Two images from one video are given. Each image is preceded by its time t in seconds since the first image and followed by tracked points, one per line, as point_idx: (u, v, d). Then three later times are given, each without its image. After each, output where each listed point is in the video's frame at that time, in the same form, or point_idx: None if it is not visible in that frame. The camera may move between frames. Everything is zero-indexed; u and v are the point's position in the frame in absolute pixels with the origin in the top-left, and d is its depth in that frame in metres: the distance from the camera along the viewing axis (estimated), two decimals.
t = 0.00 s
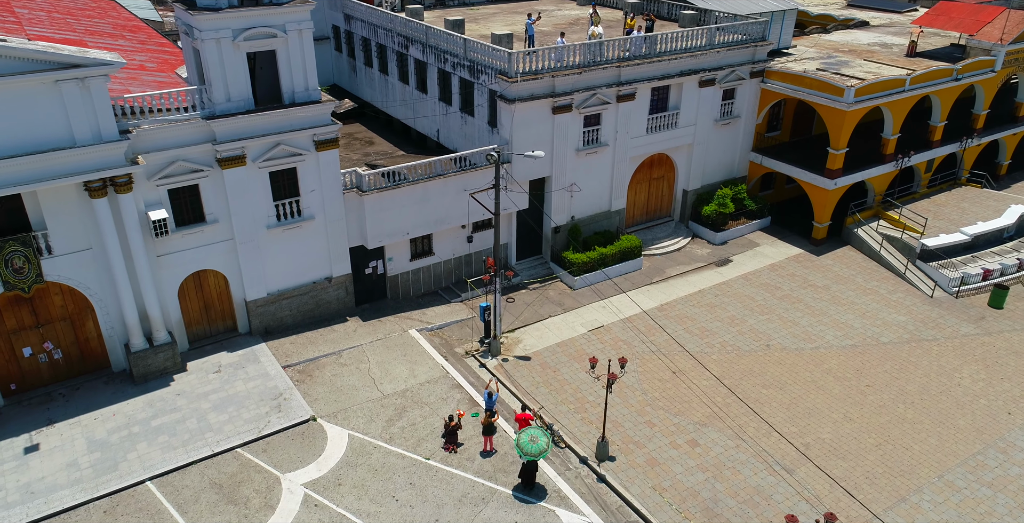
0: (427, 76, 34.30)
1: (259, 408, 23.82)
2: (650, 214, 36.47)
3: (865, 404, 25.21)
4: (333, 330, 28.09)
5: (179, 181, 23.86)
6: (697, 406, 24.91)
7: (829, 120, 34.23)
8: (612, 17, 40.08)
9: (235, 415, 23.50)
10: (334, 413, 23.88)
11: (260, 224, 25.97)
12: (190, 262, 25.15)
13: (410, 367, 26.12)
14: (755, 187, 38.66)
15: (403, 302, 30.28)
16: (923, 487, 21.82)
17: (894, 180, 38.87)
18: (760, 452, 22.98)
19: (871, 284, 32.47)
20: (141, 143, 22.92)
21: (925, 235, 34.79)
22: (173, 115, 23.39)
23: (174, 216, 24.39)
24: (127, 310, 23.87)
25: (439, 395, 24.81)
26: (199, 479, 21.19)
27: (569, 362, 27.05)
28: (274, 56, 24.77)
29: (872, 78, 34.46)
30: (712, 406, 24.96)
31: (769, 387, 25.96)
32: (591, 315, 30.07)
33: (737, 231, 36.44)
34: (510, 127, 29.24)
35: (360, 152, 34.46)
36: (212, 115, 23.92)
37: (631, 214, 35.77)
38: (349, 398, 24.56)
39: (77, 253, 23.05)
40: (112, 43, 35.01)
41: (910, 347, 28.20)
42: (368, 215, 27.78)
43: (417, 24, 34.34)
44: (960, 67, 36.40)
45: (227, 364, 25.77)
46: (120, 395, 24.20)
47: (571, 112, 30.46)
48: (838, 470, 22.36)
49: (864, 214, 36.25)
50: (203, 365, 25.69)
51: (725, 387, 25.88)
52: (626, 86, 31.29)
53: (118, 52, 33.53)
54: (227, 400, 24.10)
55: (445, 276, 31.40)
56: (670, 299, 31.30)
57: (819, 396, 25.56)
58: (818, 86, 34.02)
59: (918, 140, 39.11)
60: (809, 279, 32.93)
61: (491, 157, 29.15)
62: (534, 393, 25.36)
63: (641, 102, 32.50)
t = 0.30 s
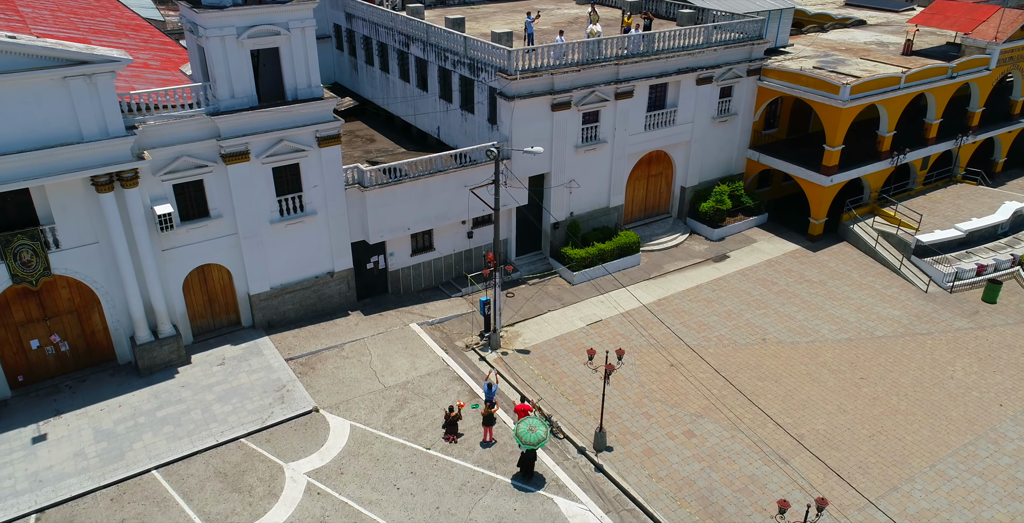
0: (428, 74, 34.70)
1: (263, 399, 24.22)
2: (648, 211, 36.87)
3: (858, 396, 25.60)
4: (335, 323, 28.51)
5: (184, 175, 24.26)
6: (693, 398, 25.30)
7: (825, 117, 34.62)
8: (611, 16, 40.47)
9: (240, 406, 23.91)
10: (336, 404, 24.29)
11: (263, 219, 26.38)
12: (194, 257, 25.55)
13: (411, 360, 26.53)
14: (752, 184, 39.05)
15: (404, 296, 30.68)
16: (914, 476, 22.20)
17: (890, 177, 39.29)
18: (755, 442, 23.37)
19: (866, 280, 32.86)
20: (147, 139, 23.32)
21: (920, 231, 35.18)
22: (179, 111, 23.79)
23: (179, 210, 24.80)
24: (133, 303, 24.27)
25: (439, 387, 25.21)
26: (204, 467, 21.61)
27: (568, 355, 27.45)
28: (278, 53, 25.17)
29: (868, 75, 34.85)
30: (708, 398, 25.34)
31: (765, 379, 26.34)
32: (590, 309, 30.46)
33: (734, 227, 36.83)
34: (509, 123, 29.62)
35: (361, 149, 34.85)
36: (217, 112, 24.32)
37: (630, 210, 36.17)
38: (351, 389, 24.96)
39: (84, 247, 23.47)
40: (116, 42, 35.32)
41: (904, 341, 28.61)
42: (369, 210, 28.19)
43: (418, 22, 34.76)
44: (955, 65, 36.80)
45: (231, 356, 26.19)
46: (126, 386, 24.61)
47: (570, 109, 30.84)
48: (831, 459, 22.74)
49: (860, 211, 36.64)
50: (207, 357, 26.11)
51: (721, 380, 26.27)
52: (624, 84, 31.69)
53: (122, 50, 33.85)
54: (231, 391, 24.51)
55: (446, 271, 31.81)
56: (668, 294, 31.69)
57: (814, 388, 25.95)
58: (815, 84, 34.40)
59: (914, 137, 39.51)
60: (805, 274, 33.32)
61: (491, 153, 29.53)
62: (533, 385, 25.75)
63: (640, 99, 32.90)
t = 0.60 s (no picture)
0: (428, 71, 35.12)
1: (265, 391, 24.62)
2: (645, 207, 37.28)
3: (851, 388, 26.01)
4: (336, 317, 28.93)
5: (188, 170, 24.65)
6: (689, 390, 25.70)
7: (820, 114, 35.01)
8: (609, 15, 40.90)
9: (243, 397, 24.33)
10: (337, 395, 24.71)
11: (266, 214, 26.80)
12: (197, 251, 25.96)
13: (411, 352, 26.95)
14: (749, 181, 39.47)
15: (404, 291, 31.10)
16: (905, 465, 22.61)
17: (885, 174, 39.72)
18: (749, 433, 23.76)
19: (860, 275, 33.25)
20: (151, 134, 23.71)
21: (914, 227, 35.58)
22: (182, 107, 24.19)
23: (183, 205, 25.21)
24: (138, 296, 24.68)
25: (439, 379, 25.61)
26: (208, 456, 22.02)
27: (565, 347, 27.86)
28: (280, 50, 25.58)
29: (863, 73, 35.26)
30: (703, 390, 25.75)
31: (759, 372, 26.74)
32: (588, 303, 30.87)
33: (731, 224, 37.24)
34: (508, 120, 30.02)
35: (362, 147, 35.26)
36: (220, 108, 24.70)
37: (627, 207, 36.58)
38: (352, 381, 25.37)
39: (89, 241, 23.87)
40: (119, 40, 35.64)
41: (897, 334, 29.01)
42: (370, 205, 28.60)
43: (418, 21, 35.19)
44: (949, 63, 37.19)
45: (234, 349, 26.60)
46: (131, 378, 25.02)
47: (568, 106, 31.25)
48: (824, 449, 23.15)
49: (855, 207, 37.04)
50: (211, 350, 26.53)
51: (716, 372, 26.66)
52: (622, 81, 32.09)
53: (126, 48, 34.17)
54: (234, 383, 24.92)
55: (446, 267, 32.22)
56: (664, 288, 32.09)
57: (807, 380, 26.35)
58: (810, 82, 34.79)
59: (909, 135, 39.92)
60: (801, 269, 33.72)
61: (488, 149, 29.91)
62: (532, 377, 26.16)
63: (637, 96, 33.32)
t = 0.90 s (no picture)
0: (428, 69, 35.51)
1: (267, 382, 25.02)
2: (643, 204, 37.67)
3: (845, 380, 26.39)
4: (337, 311, 29.33)
5: (191, 165, 25.04)
6: (685, 382, 26.08)
7: (815, 111, 35.39)
8: (607, 14, 41.31)
9: (245, 388, 24.72)
10: (338, 386, 25.10)
11: (268, 209, 27.20)
12: (200, 245, 26.35)
13: (411, 345, 27.35)
14: (745, 178, 39.87)
15: (404, 285, 31.50)
16: (896, 455, 22.99)
17: (880, 171, 40.12)
18: (743, 423, 24.13)
19: (855, 270, 33.63)
20: (155, 129, 24.12)
21: (909, 223, 35.95)
22: (185, 103, 24.59)
23: (186, 199, 25.61)
24: (142, 289, 25.09)
25: (438, 371, 26.00)
26: (211, 446, 22.41)
27: (563, 340, 28.27)
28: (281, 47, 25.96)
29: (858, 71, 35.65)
30: (699, 381, 26.13)
31: (754, 364, 27.11)
32: (585, 298, 31.24)
33: (728, 220, 37.64)
34: (507, 116, 30.41)
35: (362, 144, 35.68)
36: (222, 104, 25.11)
37: (625, 203, 36.96)
38: (352, 373, 25.77)
39: (94, 234, 24.27)
40: (123, 38, 35.93)
41: (890, 327, 29.40)
42: (370, 200, 28.99)
43: (418, 19, 35.58)
44: (944, 61, 37.57)
45: (236, 341, 27.01)
46: (135, 370, 25.42)
47: (566, 103, 31.65)
48: (816, 439, 23.53)
49: (851, 203, 37.42)
50: (213, 342, 26.94)
51: (711, 364, 27.04)
52: (619, 78, 32.47)
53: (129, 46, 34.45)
54: (236, 374, 25.31)
55: (445, 261, 32.62)
56: (661, 283, 32.46)
57: (801, 372, 26.74)
58: (805, 79, 35.18)
59: (904, 132, 40.31)
60: (796, 265, 34.11)
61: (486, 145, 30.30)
62: (530, 369, 26.55)
63: (634, 93, 33.71)
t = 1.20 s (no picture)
0: (427, 66, 35.90)
1: (269, 373, 25.42)
2: (640, 200, 38.08)
3: (838, 371, 26.79)
4: (337, 304, 29.74)
5: (194, 160, 25.45)
6: (680, 374, 26.46)
7: (811, 108, 35.77)
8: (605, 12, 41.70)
9: (247, 379, 25.13)
10: (339, 378, 25.50)
11: (270, 204, 27.60)
12: (203, 239, 26.76)
13: (411, 338, 27.75)
14: (742, 175, 40.27)
15: (404, 280, 31.91)
16: (888, 444, 23.38)
17: (875, 167, 40.51)
18: (737, 414, 24.51)
19: (850, 265, 34.03)
20: (159, 124, 24.53)
21: (903, 218, 36.32)
22: (189, 98, 24.99)
23: (190, 194, 26.01)
24: (146, 282, 25.49)
25: (438, 363, 26.40)
26: (214, 435, 22.81)
27: (560, 333, 28.68)
28: (283, 44, 26.36)
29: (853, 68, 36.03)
30: (694, 373, 26.53)
31: (749, 356, 27.49)
32: (583, 292, 31.64)
33: (724, 216, 38.02)
34: (505, 113, 30.80)
35: (363, 140, 36.09)
36: (225, 99, 25.51)
37: (623, 199, 37.35)
38: (353, 365, 26.17)
39: (99, 228, 24.68)
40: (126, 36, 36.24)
41: (884, 321, 29.80)
42: (371, 195, 29.39)
43: (418, 17, 35.95)
44: (938, 58, 37.96)
45: (239, 334, 27.42)
46: (139, 361, 25.83)
47: (564, 100, 32.05)
48: (810, 429, 23.92)
49: (846, 200, 37.78)
50: (216, 335, 27.34)
51: (707, 356, 27.42)
52: (616, 75, 32.87)
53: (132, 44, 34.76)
54: (239, 366, 25.71)
55: (445, 256, 33.03)
56: (658, 278, 32.85)
57: (796, 364, 27.13)
58: (801, 76, 35.55)
59: (899, 129, 40.71)
60: (791, 260, 34.50)
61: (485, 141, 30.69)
62: (528, 362, 26.94)
63: (631, 90, 34.10)
